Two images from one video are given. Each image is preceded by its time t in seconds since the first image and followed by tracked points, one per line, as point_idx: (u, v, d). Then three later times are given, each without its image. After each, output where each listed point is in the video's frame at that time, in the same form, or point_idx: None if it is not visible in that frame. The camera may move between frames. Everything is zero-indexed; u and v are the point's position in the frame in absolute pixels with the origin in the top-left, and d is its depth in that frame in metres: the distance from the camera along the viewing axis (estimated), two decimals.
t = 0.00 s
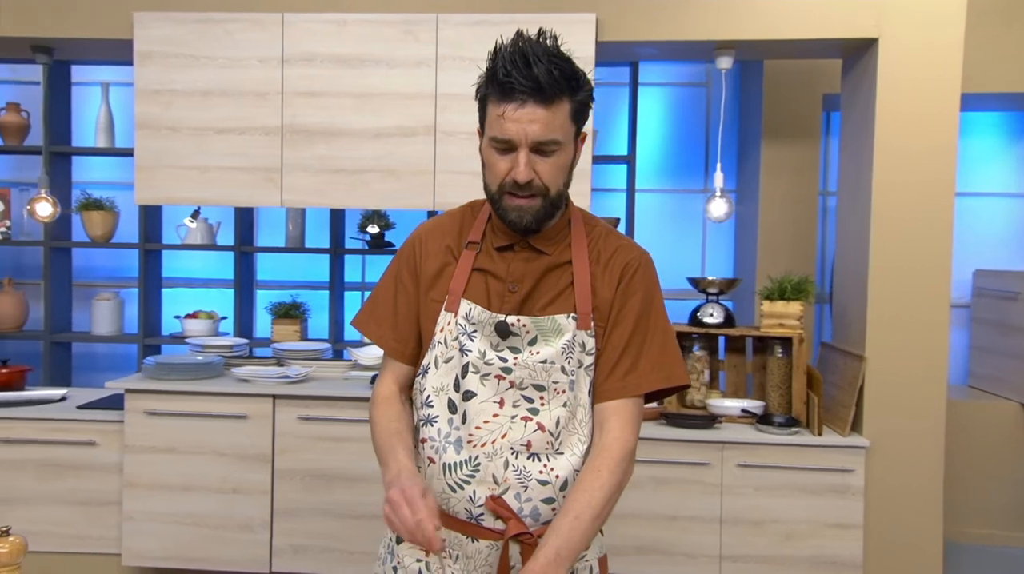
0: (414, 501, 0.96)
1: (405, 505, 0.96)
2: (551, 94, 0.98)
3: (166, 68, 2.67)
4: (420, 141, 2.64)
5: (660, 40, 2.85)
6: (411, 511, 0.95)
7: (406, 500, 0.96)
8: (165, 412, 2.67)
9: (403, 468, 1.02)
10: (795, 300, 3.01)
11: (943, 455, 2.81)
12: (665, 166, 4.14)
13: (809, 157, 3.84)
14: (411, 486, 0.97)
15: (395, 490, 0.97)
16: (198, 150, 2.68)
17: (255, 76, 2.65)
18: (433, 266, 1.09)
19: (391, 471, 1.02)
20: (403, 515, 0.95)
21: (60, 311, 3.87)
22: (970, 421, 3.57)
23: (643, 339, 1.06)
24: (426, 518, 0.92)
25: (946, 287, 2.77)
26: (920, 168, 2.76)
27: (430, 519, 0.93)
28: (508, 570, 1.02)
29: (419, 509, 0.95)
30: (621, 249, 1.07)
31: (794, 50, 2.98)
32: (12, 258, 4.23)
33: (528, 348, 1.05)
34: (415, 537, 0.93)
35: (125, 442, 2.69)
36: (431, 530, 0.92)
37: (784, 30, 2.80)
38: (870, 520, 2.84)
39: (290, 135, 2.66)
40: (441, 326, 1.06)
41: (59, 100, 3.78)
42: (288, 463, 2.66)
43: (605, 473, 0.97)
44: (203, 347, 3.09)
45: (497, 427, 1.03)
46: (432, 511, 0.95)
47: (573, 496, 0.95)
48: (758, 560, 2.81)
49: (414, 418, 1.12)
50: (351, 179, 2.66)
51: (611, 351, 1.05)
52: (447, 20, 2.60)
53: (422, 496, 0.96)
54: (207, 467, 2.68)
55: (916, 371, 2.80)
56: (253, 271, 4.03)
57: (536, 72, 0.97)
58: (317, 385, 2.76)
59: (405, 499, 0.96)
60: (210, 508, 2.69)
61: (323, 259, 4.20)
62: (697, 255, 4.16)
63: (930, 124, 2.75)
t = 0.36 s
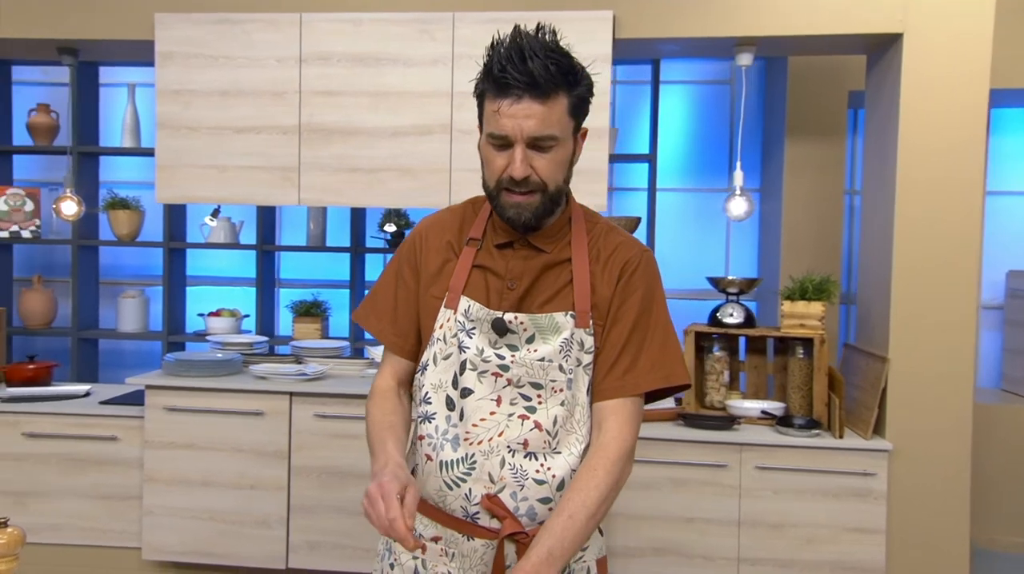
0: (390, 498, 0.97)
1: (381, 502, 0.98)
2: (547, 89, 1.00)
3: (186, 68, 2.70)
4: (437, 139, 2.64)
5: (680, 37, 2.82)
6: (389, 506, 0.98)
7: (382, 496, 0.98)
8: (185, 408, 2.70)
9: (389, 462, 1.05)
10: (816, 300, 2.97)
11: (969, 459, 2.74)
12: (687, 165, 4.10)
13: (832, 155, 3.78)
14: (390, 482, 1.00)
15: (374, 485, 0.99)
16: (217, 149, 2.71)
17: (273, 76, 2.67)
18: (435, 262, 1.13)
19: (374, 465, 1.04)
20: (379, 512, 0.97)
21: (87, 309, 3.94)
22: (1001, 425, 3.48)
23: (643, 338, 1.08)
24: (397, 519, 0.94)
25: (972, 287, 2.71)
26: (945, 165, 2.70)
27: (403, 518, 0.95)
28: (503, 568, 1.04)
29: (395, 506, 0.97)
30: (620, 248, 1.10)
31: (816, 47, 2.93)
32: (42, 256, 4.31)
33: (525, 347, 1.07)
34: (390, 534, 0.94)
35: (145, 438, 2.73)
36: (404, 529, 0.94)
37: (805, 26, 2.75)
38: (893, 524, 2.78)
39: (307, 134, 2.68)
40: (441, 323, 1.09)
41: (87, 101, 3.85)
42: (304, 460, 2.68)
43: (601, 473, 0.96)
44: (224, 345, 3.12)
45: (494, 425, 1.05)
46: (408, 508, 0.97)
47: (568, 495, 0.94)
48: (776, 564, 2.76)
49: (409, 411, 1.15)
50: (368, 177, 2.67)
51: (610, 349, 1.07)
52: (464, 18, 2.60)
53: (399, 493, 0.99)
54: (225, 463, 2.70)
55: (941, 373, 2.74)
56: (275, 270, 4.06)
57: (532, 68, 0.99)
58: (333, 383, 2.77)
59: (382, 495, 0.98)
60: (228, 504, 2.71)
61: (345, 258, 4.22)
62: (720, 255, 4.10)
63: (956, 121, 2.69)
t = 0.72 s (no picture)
0: (387, 498, 1.00)
1: (378, 500, 1.00)
2: (535, 81, 1.02)
3: (202, 67, 2.72)
4: (450, 137, 2.63)
5: (696, 32, 2.79)
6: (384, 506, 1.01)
7: (379, 494, 1.01)
8: (201, 405, 2.73)
9: (390, 462, 1.08)
10: (837, 298, 2.92)
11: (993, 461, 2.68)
12: (707, 161, 4.05)
13: (856, 150, 3.72)
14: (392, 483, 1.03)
15: (372, 483, 1.02)
16: (233, 148, 2.72)
17: (288, 75, 2.69)
18: (429, 262, 1.16)
19: (376, 464, 1.07)
20: (374, 509, 0.99)
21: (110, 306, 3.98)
22: None
23: (640, 334, 1.09)
24: (392, 518, 0.97)
25: (997, 285, 2.65)
26: (969, 160, 2.64)
27: (398, 519, 0.98)
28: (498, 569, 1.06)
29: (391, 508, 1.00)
30: (616, 244, 1.11)
31: (837, 40, 2.88)
32: (68, 255, 4.37)
33: (519, 345, 1.09)
34: (383, 533, 0.98)
35: (163, 434, 2.76)
36: (398, 528, 0.97)
37: (825, 18, 2.70)
38: (915, 527, 2.73)
39: (321, 133, 2.68)
40: (437, 322, 1.12)
41: (110, 101, 3.90)
42: (319, 457, 2.69)
43: (594, 473, 0.98)
44: (241, 343, 3.15)
45: (489, 425, 1.07)
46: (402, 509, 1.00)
47: (562, 496, 0.96)
48: (795, 565, 2.72)
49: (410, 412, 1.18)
50: (381, 175, 2.67)
51: (607, 347, 1.08)
52: (477, 15, 2.60)
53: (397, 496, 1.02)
54: (241, 460, 2.72)
55: (964, 373, 2.68)
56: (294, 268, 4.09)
57: (519, 60, 1.01)
58: (348, 381, 2.78)
59: (379, 493, 1.01)
60: (244, 500, 2.73)
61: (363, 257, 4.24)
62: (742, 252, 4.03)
63: (980, 115, 2.63)
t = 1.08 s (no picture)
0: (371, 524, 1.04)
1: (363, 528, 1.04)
2: (530, 53, 1.15)
3: (218, 69, 2.74)
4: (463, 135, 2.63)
5: (710, 27, 2.76)
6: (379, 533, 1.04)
7: (364, 523, 1.04)
8: (218, 404, 2.75)
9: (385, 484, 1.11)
10: (855, 296, 2.88)
11: (1017, 462, 2.63)
12: (725, 158, 4.00)
13: (876, 145, 3.66)
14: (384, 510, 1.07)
15: (359, 512, 1.06)
16: (248, 149, 2.74)
17: (301, 75, 2.70)
18: (418, 266, 1.20)
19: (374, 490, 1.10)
20: (359, 537, 1.03)
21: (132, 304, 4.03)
22: None
23: (633, 330, 1.10)
24: (373, 544, 1.00)
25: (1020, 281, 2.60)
26: (990, 154, 2.59)
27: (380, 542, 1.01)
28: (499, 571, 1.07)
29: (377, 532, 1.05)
30: (605, 241, 1.13)
31: (856, 34, 2.83)
32: (91, 255, 4.41)
33: (511, 347, 1.11)
34: (370, 559, 1.01)
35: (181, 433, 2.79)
36: (381, 551, 1.00)
37: (842, 12, 2.66)
38: (936, 529, 2.67)
39: (335, 133, 2.69)
40: (428, 327, 1.15)
41: (130, 102, 3.95)
42: (333, 455, 2.70)
43: (589, 472, 0.99)
44: (258, 342, 3.17)
45: (484, 427, 1.09)
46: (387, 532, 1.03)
47: (556, 497, 0.98)
48: (813, 567, 2.68)
49: (408, 416, 1.22)
50: (394, 174, 2.67)
51: (598, 345, 1.10)
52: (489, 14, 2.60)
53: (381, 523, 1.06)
54: (257, 458, 2.74)
55: (986, 371, 2.63)
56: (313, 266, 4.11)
57: (515, 35, 1.15)
58: (363, 380, 2.79)
59: (365, 520, 1.04)
60: (261, 498, 2.75)
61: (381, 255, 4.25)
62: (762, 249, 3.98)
63: (1002, 108, 2.58)
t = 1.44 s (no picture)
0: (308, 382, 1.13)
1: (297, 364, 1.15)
2: (559, 55, 1.16)
3: (234, 70, 2.76)
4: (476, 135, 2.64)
5: (726, 24, 2.73)
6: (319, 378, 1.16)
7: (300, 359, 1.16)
8: (235, 403, 2.77)
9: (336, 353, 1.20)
10: (876, 295, 2.84)
11: None
12: (745, 155, 3.95)
13: (900, 141, 3.60)
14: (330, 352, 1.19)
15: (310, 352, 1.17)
16: (265, 149, 2.76)
17: (317, 76, 2.71)
18: (424, 263, 1.21)
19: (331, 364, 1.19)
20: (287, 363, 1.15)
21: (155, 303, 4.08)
22: None
23: (640, 334, 1.11)
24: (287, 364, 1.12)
25: None
26: (1014, 150, 2.54)
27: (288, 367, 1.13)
28: None
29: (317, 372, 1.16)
30: (614, 245, 1.14)
31: (876, 29, 2.78)
32: (115, 255, 4.47)
33: (515, 350, 1.12)
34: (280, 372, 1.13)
35: (199, 431, 2.81)
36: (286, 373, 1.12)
37: (862, 6, 2.61)
38: (959, 533, 2.62)
39: (350, 133, 2.70)
40: (433, 327, 1.16)
41: (152, 104, 3.99)
42: (349, 455, 2.71)
43: (590, 478, 1.00)
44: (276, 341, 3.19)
45: (485, 431, 1.10)
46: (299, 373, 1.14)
47: (557, 503, 0.99)
48: (832, 570, 2.65)
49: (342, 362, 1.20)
50: (408, 174, 2.68)
51: (604, 350, 1.10)
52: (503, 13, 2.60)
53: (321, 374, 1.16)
54: (274, 457, 2.76)
55: (1010, 372, 2.58)
56: (331, 266, 4.13)
57: (547, 34, 1.16)
58: (378, 379, 2.80)
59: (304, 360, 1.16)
60: (278, 496, 2.77)
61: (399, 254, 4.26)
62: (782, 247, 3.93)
63: None
